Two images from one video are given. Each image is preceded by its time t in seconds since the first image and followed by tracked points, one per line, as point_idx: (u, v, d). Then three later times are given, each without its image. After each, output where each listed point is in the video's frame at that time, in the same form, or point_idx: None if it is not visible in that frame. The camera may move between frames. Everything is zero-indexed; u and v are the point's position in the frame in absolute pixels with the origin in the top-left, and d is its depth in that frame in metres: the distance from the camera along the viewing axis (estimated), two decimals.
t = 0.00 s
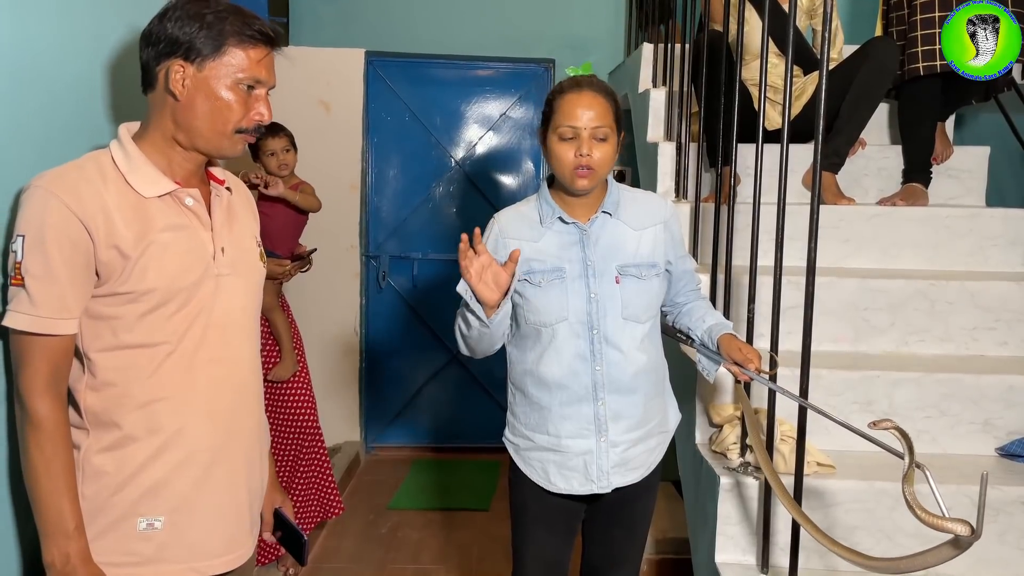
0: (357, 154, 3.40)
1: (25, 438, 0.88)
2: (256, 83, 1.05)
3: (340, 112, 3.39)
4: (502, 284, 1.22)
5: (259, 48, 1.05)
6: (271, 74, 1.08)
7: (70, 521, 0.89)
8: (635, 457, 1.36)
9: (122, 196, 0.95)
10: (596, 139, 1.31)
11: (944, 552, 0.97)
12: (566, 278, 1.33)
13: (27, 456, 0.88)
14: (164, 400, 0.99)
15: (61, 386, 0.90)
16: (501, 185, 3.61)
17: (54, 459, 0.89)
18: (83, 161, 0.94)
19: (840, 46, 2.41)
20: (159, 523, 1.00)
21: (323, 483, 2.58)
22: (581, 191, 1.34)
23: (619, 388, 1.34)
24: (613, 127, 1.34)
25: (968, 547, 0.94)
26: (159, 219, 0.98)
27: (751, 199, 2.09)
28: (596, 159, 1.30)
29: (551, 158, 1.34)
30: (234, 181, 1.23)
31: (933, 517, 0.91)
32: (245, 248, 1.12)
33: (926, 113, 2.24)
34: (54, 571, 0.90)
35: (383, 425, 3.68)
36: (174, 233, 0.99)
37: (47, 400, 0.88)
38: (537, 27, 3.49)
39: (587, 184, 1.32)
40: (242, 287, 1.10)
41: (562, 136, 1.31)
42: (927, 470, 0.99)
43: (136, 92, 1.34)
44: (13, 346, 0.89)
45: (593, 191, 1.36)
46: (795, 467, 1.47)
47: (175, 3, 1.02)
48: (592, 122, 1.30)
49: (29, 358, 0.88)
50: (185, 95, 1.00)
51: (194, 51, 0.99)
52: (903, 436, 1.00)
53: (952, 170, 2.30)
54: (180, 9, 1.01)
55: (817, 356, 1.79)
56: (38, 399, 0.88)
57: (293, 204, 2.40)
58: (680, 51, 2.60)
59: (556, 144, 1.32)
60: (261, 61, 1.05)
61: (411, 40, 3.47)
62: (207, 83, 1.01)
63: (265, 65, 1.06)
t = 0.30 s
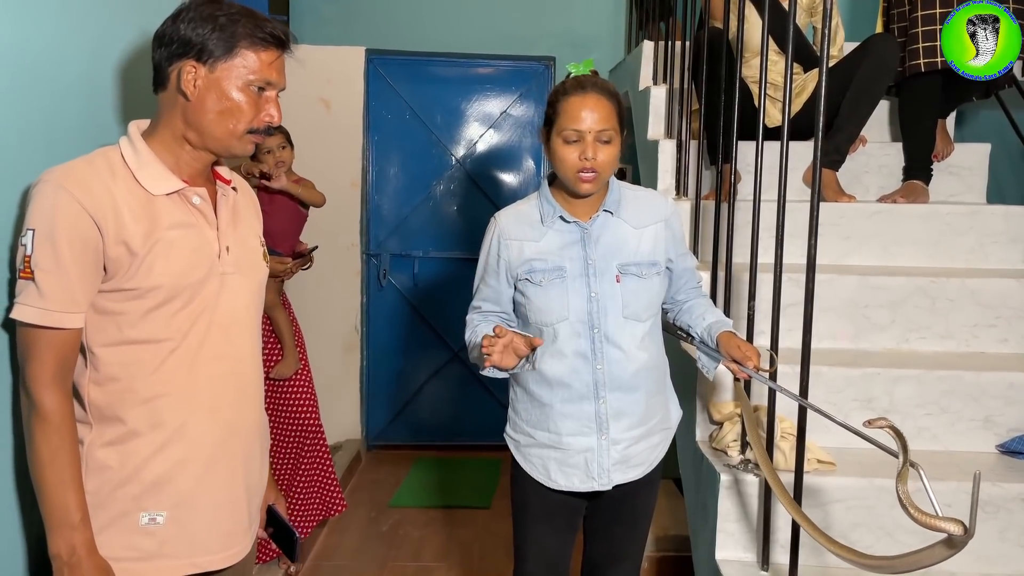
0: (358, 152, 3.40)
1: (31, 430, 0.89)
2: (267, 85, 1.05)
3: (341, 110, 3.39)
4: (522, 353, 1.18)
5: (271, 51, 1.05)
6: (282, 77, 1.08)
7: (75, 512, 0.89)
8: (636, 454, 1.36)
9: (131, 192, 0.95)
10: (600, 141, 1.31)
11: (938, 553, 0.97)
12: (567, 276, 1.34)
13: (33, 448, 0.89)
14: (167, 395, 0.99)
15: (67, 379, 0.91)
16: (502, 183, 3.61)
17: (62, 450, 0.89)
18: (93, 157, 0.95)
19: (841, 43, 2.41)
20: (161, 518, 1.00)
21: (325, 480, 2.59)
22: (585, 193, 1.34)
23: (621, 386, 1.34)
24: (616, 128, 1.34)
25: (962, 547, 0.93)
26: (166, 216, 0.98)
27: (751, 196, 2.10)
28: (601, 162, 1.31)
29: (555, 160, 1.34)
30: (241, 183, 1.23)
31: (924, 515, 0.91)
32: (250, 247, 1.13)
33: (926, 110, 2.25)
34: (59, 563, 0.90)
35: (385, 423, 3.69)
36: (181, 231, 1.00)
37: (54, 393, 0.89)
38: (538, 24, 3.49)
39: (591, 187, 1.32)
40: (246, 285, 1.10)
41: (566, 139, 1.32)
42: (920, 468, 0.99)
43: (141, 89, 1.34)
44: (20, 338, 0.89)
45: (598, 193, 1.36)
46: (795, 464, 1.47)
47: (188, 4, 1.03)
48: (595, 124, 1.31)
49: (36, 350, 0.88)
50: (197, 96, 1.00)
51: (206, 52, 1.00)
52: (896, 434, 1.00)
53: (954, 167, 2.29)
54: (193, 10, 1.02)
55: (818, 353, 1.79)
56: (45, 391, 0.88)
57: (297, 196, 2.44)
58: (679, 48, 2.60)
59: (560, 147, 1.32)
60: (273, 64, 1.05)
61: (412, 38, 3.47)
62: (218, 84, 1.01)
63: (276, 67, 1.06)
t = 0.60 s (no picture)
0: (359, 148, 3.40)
1: (38, 426, 0.89)
2: (272, 82, 1.05)
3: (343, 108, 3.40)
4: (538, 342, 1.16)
5: (276, 48, 1.05)
6: (286, 74, 1.08)
7: (83, 507, 0.89)
8: (640, 452, 1.36)
9: (137, 190, 0.95)
10: (581, 125, 1.32)
11: (940, 551, 0.97)
12: (572, 273, 1.34)
13: (41, 444, 0.89)
14: (172, 391, 1.00)
15: (74, 375, 0.91)
16: (504, 181, 3.60)
17: (70, 446, 0.89)
18: (99, 154, 0.95)
19: (843, 40, 2.41)
20: (166, 514, 1.00)
21: (328, 477, 2.59)
22: (571, 178, 1.36)
23: (625, 383, 1.34)
24: (603, 113, 1.34)
25: (966, 544, 0.93)
26: (172, 214, 0.98)
27: (754, 193, 2.10)
28: (580, 145, 1.31)
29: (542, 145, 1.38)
30: (247, 181, 1.23)
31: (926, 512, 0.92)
32: (255, 245, 1.13)
33: (929, 106, 2.24)
34: (67, 557, 0.90)
35: (387, 421, 3.69)
36: (186, 228, 1.00)
37: (61, 388, 0.89)
38: (540, 22, 3.49)
39: (572, 170, 1.33)
40: (252, 283, 1.10)
41: (549, 124, 1.35)
42: (923, 464, 0.99)
43: (146, 87, 1.34)
44: (27, 334, 0.89)
45: (585, 178, 1.36)
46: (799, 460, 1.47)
47: (192, 4, 1.03)
48: (575, 108, 1.32)
49: (43, 346, 0.88)
50: (202, 95, 1.01)
51: (211, 50, 1.00)
52: (899, 431, 1.00)
53: (956, 163, 2.29)
54: (197, 9, 1.02)
55: (820, 350, 1.79)
56: (52, 387, 0.88)
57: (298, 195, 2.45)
58: (682, 45, 2.60)
59: (547, 132, 1.36)
60: (277, 61, 1.05)
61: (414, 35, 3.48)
62: (224, 83, 1.01)
63: (281, 64, 1.06)
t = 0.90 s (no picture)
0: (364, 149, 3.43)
1: (45, 426, 0.89)
2: (272, 77, 1.05)
3: (346, 107, 3.40)
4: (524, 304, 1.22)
5: (275, 43, 1.05)
6: (287, 68, 1.08)
7: (89, 507, 0.90)
8: (643, 450, 1.36)
9: (141, 189, 0.96)
10: (575, 124, 1.32)
11: (950, 544, 0.96)
12: (576, 271, 1.34)
13: (47, 443, 0.89)
14: (179, 390, 1.00)
15: (81, 375, 0.91)
16: (506, 180, 3.60)
17: (76, 446, 0.89)
18: (104, 154, 0.95)
19: (846, 38, 2.41)
20: (173, 512, 1.01)
21: (331, 475, 2.59)
22: (570, 177, 1.36)
23: (628, 382, 1.34)
24: (598, 110, 1.34)
25: (973, 539, 0.93)
26: (177, 212, 0.98)
27: (757, 191, 2.09)
28: (576, 143, 1.32)
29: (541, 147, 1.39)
30: (253, 179, 1.23)
31: (932, 506, 0.91)
32: (262, 243, 1.13)
33: (932, 104, 2.23)
34: (71, 557, 0.90)
35: (390, 419, 3.69)
36: (191, 227, 1.00)
37: (68, 389, 0.89)
38: (543, 21, 3.49)
39: (569, 169, 1.34)
40: (258, 281, 1.10)
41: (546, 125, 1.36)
42: (929, 458, 0.98)
43: (149, 87, 1.35)
44: (34, 334, 0.89)
45: (584, 177, 1.36)
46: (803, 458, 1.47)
47: (190, 2, 1.03)
48: (568, 108, 1.33)
49: (50, 346, 0.89)
50: (204, 92, 1.01)
51: (210, 48, 1.00)
52: (901, 424, 1.00)
53: (960, 161, 2.29)
54: (194, 8, 1.02)
55: (824, 349, 1.79)
56: (58, 387, 0.89)
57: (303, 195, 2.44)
58: (684, 43, 2.60)
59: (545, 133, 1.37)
60: (276, 55, 1.05)
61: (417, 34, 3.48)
62: (224, 79, 1.01)
63: (280, 58, 1.06)
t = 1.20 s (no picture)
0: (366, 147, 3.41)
1: (49, 426, 0.89)
2: (274, 74, 1.04)
3: (349, 105, 3.39)
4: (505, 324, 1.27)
5: (276, 39, 1.05)
6: (289, 65, 1.08)
7: (92, 508, 0.90)
8: (647, 450, 1.35)
9: (142, 188, 0.95)
10: (593, 132, 1.31)
11: (958, 544, 0.94)
12: (579, 271, 1.34)
13: (52, 444, 0.89)
14: (182, 390, 1.00)
15: (85, 375, 0.91)
16: (509, 178, 3.60)
17: (80, 447, 0.89)
18: (105, 155, 0.95)
19: (852, 35, 2.40)
20: (176, 513, 1.01)
21: (335, 474, 2.59)
22: (585, 184, 1.35)
23: (631, 381, 1.34)
24: (611, 116, 1.33)
25: (981, 538, 0.91)
26: (178, 211, 0.98)
27: (762, 189, 2.09)
28: (595, 152, 1.31)
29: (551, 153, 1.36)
30: (258, 178, 1.23)
31: (941, 506, 0.89)
32: (265, 242, 1.12)
33: (937, 101, 2.22)
34: (75, 558, 0.90)
35: (393, 417, 3.70)
36: (193, 226, 1.00)
37: (72, 390, 0.89)
38: (546, 19, 3.49)
39: (588, 177, 1.33)
40: (262, 280, 1.10)
41: (560, 133, 1.33)
42: (935, 458, 0.96)
43: (153, 87, 1.35)
44: (38, 335, 0.90)
45: (600, 181, 1.36)
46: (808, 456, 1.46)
47: None
48: (586, 117, 1.30)
49: (54, 347, 0.89)
50: (205, 91, 1.01)
51: (211, 45, 1.00)
52: (912, 425, 0.98)
53: (964, 159, 2.28)
54: (195, 5, 1.01)
55: (828, 347, 1.78)
56: (62, 388, 0.89)
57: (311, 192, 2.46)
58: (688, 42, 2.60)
59: (556, 140, 1.34)
60: (278, 52, 1.05)
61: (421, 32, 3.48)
62: (226, 77, 1.01)
63: (282, 55, 1.06)
